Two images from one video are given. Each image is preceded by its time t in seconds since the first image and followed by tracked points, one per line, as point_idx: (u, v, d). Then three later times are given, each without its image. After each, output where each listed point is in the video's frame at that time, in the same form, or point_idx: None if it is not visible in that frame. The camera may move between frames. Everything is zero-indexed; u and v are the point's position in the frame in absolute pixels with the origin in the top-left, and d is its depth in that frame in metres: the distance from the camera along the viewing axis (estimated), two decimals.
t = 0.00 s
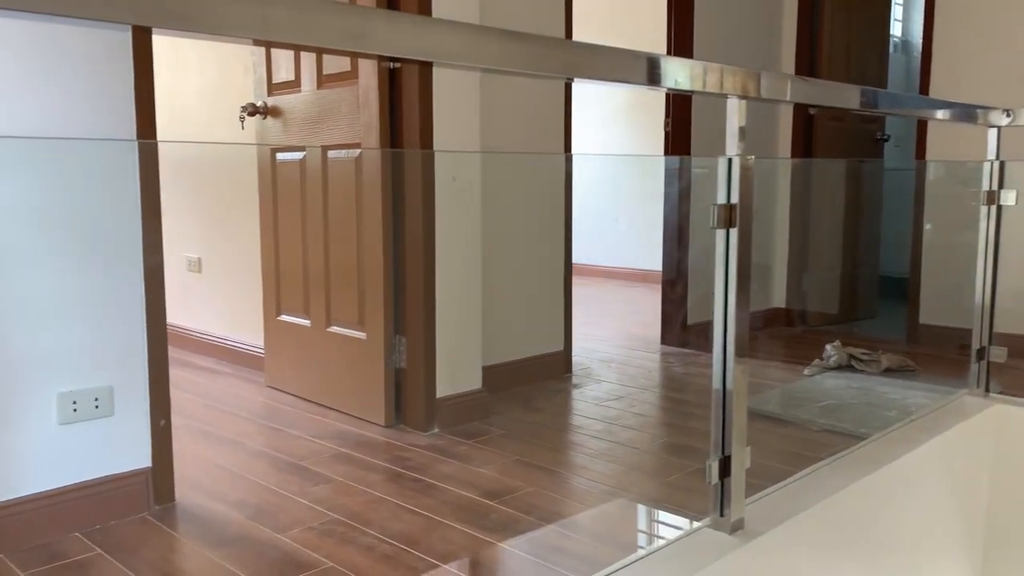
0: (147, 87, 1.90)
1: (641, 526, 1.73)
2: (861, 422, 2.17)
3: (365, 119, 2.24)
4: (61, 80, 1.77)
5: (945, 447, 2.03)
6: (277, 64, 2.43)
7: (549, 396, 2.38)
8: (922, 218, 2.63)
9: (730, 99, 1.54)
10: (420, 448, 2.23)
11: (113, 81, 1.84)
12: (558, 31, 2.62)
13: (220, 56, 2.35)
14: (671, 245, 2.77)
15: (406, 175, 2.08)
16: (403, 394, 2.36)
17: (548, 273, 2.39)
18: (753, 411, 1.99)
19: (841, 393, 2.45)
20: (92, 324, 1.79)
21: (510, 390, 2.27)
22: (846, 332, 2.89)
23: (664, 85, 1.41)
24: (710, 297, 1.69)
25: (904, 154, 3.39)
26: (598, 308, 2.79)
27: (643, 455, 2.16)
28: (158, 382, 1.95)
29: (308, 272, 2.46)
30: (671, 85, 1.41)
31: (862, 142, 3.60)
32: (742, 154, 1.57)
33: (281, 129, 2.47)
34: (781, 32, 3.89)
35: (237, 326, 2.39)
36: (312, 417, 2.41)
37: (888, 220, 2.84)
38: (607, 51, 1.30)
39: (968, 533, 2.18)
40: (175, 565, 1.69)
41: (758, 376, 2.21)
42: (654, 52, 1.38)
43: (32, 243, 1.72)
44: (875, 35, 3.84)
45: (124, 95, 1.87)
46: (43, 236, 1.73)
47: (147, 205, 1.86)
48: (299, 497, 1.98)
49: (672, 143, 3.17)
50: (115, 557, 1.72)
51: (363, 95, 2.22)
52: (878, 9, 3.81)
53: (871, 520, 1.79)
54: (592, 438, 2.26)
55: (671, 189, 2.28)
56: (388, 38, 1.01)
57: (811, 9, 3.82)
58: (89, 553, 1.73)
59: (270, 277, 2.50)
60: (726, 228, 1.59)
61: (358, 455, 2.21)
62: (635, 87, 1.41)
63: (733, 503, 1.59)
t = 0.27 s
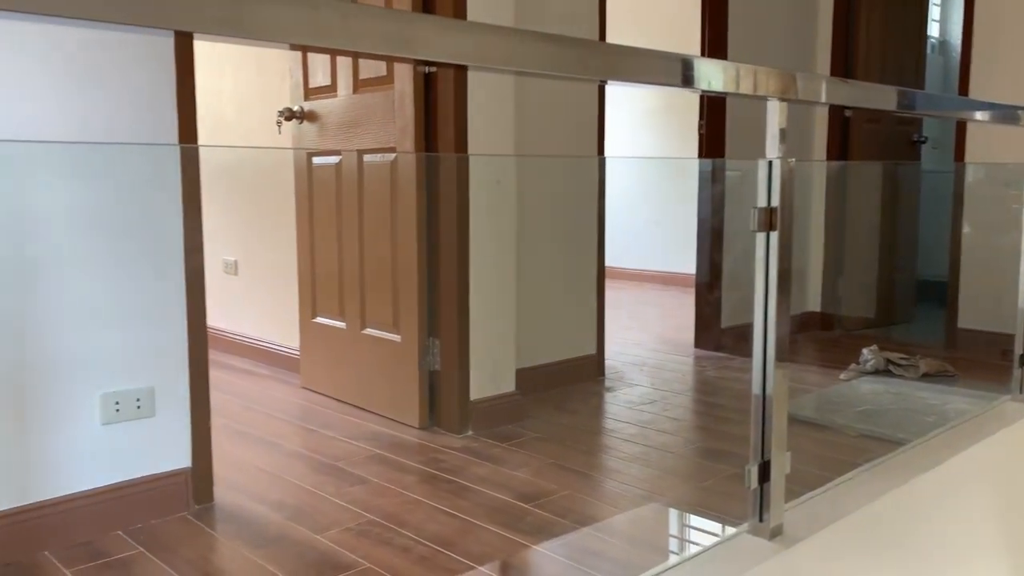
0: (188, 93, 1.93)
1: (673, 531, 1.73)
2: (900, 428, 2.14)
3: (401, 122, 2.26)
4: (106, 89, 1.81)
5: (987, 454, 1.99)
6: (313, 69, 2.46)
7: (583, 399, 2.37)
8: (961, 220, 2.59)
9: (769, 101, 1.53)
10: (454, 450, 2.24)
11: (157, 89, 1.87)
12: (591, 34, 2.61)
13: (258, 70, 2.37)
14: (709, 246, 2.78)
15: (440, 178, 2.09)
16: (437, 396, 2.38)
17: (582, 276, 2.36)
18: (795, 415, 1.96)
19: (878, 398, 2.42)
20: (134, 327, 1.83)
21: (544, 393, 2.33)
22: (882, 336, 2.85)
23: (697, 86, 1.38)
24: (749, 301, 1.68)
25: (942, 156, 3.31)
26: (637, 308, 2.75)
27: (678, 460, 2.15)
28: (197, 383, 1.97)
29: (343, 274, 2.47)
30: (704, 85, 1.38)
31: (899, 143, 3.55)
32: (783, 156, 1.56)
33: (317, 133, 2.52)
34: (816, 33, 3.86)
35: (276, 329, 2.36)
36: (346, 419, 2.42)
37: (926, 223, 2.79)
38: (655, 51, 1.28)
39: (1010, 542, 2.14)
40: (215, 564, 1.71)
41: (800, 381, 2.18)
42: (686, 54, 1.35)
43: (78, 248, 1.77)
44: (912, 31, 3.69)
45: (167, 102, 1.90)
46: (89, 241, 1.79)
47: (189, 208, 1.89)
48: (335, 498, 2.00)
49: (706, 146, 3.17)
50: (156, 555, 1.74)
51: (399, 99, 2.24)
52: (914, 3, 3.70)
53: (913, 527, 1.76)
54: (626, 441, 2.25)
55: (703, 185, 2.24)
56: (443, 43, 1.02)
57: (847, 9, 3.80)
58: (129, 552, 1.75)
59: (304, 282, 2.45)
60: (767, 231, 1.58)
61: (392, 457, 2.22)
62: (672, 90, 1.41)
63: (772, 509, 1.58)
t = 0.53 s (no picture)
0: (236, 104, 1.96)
1: (709, 540, 1.75)
2: (946, 438, 2.10)
3: (441, 129, 2.27)
4: (157, 98, 1.83)
5: None
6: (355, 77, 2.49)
7: (622, 406, 2.37)
8: (1007, 226, 2.55)
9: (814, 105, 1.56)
10: (493, 456, 2.24)
11: (207, 99, 1.89)
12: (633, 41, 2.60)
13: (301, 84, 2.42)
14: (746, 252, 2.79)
15: (479, 185, 2.12)
16: (476, 402, 2.38)
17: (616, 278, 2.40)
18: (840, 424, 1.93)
19: (923, 406, 2.38)
20: (183, 331, 1.87)
21: (584, 399, 2.32)
22: (925, 344, 2.81)
23: (736, 91, 1.45)
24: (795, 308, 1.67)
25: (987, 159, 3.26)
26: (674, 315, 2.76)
27: (718, 468, 2.14)
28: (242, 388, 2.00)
29: (382, 278, 2.51)
30: (742, 90, 1.45)
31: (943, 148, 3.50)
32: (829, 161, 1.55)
33: (357, 139, 2.55)
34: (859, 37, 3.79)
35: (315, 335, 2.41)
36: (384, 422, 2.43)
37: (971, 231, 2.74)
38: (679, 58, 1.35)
39: None
40: (260, 566, 1.73)
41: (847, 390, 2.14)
42: (724, 59, 1.43)
43: (129, 255, 1.80)
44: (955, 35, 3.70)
45: (216, 111, 1.92)
46: (138, 248, 1.82)
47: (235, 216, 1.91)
48: (377, 502, 2.01)
49: (746, 151, 3.16)
50: (202, 556, 1.76)
51: (439, 105, 2.25)
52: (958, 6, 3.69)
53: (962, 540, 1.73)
54: (665, 448, 2.23)
55: (740, 191, 2.26)
56: (474, 53, 1.15)
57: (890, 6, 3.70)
58: (173, 554, 1.77)
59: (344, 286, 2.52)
60: (813, 237, 1.57)
61: (432, 462, 2.23)
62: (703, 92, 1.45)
63: (818, 518, 1.57)
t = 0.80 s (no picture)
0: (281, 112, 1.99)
1: (746, 548, 1.77)
2: (994, 448, 2.06)
3: (480, 136, 2.28)
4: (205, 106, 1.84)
5: None
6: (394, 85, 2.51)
7: (660, 413, 2.36)
8: None
9: (862, 112, 1.57)
10: (531, 461, 2.24)
11: (253, 107, 1.92)
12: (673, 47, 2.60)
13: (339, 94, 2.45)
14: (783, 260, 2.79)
15: (519, 192, 2.12)
16: (514, 408, 2.37)
17: (654, 283, 2.43)
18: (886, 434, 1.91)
19: (969, 416, 2.34)
20: (228, 336, 1.90)
21: (623, 405, 2.34)
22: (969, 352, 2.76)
23: (775, 96, 1.46)
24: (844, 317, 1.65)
25: None
26: (710, 323, 2.74)
27: (758, 476, 2.12)
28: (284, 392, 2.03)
29: (420, 283, 2.54)
30: (781, 97, 1.46)
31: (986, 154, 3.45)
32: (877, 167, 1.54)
33: (397, 147, 2.58)
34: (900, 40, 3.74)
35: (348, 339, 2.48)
36: (422, 427, 2.44)
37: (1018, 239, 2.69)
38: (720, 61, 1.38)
39: None
40: (302, 569, 1.75)
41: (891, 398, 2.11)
42: (766, 65, 1.43)
43: (180, 261, 1.82)
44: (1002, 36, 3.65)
45: (262, 119, 1.95)
46: (184, 253, 1.82)
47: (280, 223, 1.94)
48: (416, 506, 2.02)
49: (785, 158, 3.14)
50: (246, 559, 1.79)
51: (478, 112, 2.25)
52: (1003, 11, 3.66)
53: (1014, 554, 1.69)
54: (704, 456, 2.22)
55: (781, 199, 2.24)
56: (525, 60, 1.17)
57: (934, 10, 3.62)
58: (219, 556, 1.80)
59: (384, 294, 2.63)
60: (860, 245, 1.56)
61: (470, 467, 2.23)
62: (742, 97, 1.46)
63: (865, 528, 1.54)
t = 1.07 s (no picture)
0: (320, 119, 2.02)
1: (780, 556, 1.77)
2: None
3: (514, 142, 2.28)
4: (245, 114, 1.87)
5: None
6: (428, 92, 2.53)
7: (695, 420, 2.34)
8: None
9: (905, 116, 1.54)
10: (565, 467, 2.23)
11: (291, 114, 1.94)
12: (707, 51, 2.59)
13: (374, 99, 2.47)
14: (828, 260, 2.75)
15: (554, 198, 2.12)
16: (548, 413, 2.37)
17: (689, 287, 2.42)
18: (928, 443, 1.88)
19: (1012, 425, 2.29)
20: (266, 339, 1.93)
21: (657, 411, 2.32)
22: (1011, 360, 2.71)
23: (811, 101, 1.44)
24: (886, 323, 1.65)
25: None
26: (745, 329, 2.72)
27: (795, 485, 2.09)
28: (321, 397, 2.05)
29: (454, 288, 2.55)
30: (815, 100, 1.44)
31: None
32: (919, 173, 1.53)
33: (431, 154, 2.58)
34: (939, 43, 3.69)
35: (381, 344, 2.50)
36: (456, 431, 2.45)
37: None
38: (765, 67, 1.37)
39: None
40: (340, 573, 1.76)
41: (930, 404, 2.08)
42: (800, 69, 1.42)
43: (222, 268, 1.85)
44: None
45: (300, 125, 1.96)
46: (223, 258, 1.84)
47: (318, 229, 1.96)
48: (451, 512, 2.03)
49: (821, 162, 3.11)
50: (284, 563, 1.81)
51: (512, 117, 2.26)
52: None
53: None
54: (740, 463, 2.20)
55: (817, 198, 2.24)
56: (567, 66, 1.17)
57: (973, 12, 3.57)
58: (258, 558, 1.82)
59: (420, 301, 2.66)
60: (902, 250, 1.55)
61: (504, 473, 2.23)
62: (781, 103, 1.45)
63: (907, 537, 1.53)
